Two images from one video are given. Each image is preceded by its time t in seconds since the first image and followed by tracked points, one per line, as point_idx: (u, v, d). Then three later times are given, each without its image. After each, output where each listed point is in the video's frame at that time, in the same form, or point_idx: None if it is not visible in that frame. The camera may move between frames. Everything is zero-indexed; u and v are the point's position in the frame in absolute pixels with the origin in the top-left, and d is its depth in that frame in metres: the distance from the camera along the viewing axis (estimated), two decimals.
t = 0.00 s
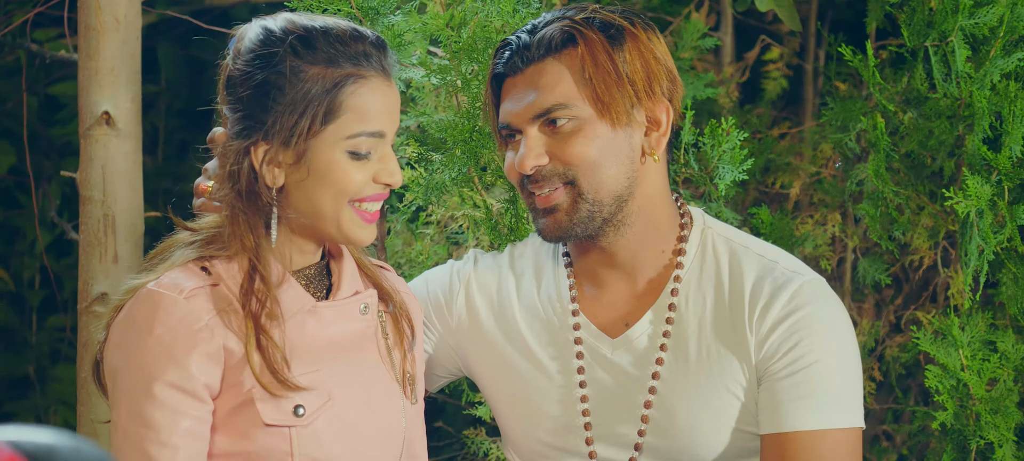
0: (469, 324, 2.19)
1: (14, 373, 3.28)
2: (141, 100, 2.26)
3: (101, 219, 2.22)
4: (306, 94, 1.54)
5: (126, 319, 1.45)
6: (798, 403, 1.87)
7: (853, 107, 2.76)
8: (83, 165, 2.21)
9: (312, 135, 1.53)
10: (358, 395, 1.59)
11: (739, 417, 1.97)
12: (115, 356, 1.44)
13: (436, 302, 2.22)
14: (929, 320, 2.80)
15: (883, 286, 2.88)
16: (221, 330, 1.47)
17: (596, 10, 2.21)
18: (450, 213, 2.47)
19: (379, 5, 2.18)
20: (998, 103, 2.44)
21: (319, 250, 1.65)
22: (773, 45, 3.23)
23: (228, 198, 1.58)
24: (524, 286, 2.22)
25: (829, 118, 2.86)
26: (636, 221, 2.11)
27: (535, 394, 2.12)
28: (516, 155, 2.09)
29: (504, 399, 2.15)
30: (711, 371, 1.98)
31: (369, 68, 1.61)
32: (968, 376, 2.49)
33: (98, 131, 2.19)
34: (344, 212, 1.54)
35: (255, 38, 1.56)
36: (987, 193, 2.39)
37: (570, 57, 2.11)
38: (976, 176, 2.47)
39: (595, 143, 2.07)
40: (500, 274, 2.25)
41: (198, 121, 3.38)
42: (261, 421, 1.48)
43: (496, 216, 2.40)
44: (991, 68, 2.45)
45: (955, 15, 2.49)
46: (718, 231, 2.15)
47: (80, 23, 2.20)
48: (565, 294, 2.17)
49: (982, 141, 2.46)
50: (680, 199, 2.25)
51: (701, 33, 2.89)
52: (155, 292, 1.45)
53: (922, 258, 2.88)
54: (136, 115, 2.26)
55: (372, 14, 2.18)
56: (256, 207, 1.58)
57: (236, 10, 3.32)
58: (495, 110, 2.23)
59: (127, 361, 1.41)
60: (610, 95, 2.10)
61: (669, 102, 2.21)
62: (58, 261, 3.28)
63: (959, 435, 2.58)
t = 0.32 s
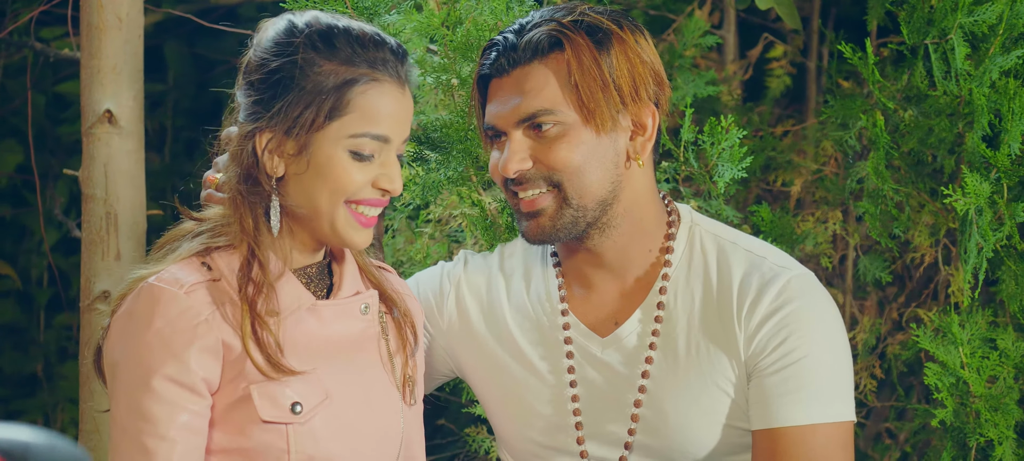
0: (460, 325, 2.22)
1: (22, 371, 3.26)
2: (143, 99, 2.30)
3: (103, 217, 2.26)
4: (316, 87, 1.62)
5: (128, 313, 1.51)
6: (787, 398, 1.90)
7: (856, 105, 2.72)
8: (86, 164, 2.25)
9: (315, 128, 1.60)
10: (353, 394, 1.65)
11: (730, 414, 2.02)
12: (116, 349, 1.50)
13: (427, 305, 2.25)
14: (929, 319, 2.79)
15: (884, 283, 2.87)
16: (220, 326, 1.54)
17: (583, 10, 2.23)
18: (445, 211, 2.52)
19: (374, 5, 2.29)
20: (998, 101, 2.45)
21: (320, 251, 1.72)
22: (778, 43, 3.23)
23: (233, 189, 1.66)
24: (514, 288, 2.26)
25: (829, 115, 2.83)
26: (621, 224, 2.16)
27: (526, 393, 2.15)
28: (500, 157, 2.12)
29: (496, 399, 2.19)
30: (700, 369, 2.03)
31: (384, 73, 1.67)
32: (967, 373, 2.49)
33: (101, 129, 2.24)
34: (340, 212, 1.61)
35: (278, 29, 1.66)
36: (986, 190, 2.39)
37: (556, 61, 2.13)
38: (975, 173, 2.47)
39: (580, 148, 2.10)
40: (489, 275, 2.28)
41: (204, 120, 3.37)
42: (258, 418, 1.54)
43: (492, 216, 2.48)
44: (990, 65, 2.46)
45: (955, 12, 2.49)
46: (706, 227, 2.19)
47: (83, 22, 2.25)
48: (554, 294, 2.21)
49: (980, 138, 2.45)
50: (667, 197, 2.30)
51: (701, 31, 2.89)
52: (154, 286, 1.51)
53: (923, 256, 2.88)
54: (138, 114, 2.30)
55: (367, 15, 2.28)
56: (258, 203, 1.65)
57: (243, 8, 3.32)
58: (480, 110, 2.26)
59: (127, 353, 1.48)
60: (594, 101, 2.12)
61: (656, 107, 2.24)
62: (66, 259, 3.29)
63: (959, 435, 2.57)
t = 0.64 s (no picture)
0: (451, 325, 2.22)
1: (29, 369, 3.20)
2: (144, 98, 2.23)
3: (104, 216, 2.19)
4: (338, 93, 1.62)
5: (125, 309, 1.51)
6: (776, 398, 1.91)
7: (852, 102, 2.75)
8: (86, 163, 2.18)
9: (329, 132, 1.60)
10: (347, 393, 1.66)
11: (720, 412, 2.03)
12: (113, 346, 1.50)
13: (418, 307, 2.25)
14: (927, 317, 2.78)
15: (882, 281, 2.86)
16: (216, 323, 1.54)
17: (570, 11, 2.23)
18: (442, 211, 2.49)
19: (368, 5, 2.29)
20: (995, 99, 2.42)
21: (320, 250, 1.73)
22: (778, 41, 3.13)
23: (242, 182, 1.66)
24: (505, 288, 2.26)
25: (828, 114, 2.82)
26: (610, 225, 2.17)
27: (517, 393, 2.16)
28: (488, 160, 2.11)
29: (489, 400, 2.19)
30: (689, 368, 2.04)
31: (408, 94, 1.67)
32: (963, 370, 2.48)
33: (102, 128, 2.17)
34: (334, 220, 1.61)
35: (314, 29, 1.67)
36: (982, 188, 2.38)
37: (543, 64, 2.12)
38: (973, 172, 2.45)
39: (567, 152, 2.10)
40: (480, 276, 2.29)
41: (208, 118, 3.33)
42: (253, 415, 1.54)
43: (485, 216, 2.47)
44: (987, 63, 2.43)
45: (953, 10, 2.47)
46: (696, 226, 2.20)
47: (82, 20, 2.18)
48: (545, 294, 2.22)
49: (978, 136, 2.44)
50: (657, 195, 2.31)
51: (701, 29, 2.89)
52: (151, 283, 1.52)
53: (921, 254, 2.86)
54: (139, 112, 2.22)
55: (361, 15, 2.29)
56: (267, 196, 1.65)
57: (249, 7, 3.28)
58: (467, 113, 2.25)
59: (124, 350, 1.48)
60: (581, 104, 2.12)
61: (643, 109, 2.24)
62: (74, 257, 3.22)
63: (956, 430, 2.59)
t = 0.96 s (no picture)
0: (445, 323, 2.22)
1: (37, 367, 3.14)
2: (146, 96, 2.21)
3: (105, 214, 2.17)
4: (368, 107, 1.60)
5: (124, 302, 1.52)
6: (770, 395, 1.90)
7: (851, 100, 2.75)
8: (88, 161, 2.17)
9: (352, 146, 1.58)
10: (344, 390, 1.64)
11: (713, 410, 2.02)
12: (112, 339, 1.50)
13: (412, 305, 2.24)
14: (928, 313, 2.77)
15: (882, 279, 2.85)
16: (216, 318, 1.54)
17: (550, 14, 2.19)
18: (442, 209, 2.50)
19: (366, 4, 2.27)
20: (992, 96, 2.40)
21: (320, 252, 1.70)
22: (781, 39, 3.10)
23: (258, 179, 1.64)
24: (498, 287, 2.26)
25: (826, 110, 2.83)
26: (603, 226, 2.16)
27: (510, 392, 2.16)
28: (477, 166, 2.07)
29: (482, 398, 2.19)
30: (682, 367, 2.03)
31: (434, 121, 1.64)
32: (963, 368, 2.46)
33: (103, 126, 2.15)
34: (336, 232, 1.60)
35: (356, 40, 1.67)
36: (980, 185, 2.36)
37: (528, 71, 2.09)
38: (969, 169, 2.44)
39: (556, 159, 2.07)
40: (474, 274, 2.28)
41: (218, 115, 3.28)
42: (250, 411, 1.53)
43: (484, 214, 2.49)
44: (986, 60, 2.41)
45: (950, 8, 2.44)
46: (688, 224, 2.20)
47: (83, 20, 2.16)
48: (538, 294, 2.21)
49: (976, 133, 2.43)
50: (649, 194, 2.30)
51: (701, 27, 2.87)
52: (150, 277, 1.51)
53: (920, 251, 2.83)
54: (140, 110, 2.21)
55: (360, 13, 2.26)
56: (281, 197, 1.63)
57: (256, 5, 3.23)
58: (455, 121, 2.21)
59: (123, 343, 1.47)
60: (566, 110, 2.09)
61: (629, 109, 2.21)
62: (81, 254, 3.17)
63: (955, 427, 2.57)
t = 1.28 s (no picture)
0: (445, 322, 2.23)
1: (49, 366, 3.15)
2: (152, 94, 2.22)
3: (112, 212, 2.19)
4: (394, 114, 1.63)
5: (132, 296, 1.53)
6: (767, 394, 1.90)
7: (852, 98, 2.72)
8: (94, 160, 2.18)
9: (376, 152, 1.59)
10: (348, 389, 1.64)
11: (712, 409, 2.02)
12: (120, 331, 1.51)
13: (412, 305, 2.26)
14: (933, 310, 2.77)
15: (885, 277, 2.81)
16: (224, 312, 1.54)
17: (548, 15, 2.19)
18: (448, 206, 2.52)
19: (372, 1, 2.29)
20: (997, 93, 2.39)
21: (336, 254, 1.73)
22: (788, 37, 3.12)
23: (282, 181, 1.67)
24: (498, 287, 2.27)
25: (829, 109, 2.81)
26: (602, 225, 2.18)
27: (508, 391, 2.17)
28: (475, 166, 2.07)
29: (481, 397, 2.20)
30: (682, 366, 2.03)
31: (456, 133, 1.68)
32: (967, 366, 2.45)
33: (110, 125, 2.16)
34: (351, 237, 1.62)
35: (383, 47, 1.71)
36: (982, 183, 2.36)
37: (526, 72, 2.09)
38: (972, 166, 2.43)
39: (555, 160, 2.08)
40: (473, 274, 2.29)
41: (231, 113, 3.29)
42: (255, 407, 1.54)
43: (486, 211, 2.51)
44: (987, 58, 2.41)
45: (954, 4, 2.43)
46: (687, 223, 2.20)
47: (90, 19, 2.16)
48: (537, 293, 2.22)
49: (979, 131, 2.41)
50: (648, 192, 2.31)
51: (707, 24, 2.85)
52: (160, 271, 1.53)
53: (926, 248, 2.83)
54: (147, 108, 2.22)
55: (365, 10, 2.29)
56: (308, 200, 1.65)
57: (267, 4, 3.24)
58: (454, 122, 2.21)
59: (131, 335, 1.48)
60: (564, 110, 2.09)
61: (628, 107, 2.21)
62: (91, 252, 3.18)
63: (961, 425, 2.52)
